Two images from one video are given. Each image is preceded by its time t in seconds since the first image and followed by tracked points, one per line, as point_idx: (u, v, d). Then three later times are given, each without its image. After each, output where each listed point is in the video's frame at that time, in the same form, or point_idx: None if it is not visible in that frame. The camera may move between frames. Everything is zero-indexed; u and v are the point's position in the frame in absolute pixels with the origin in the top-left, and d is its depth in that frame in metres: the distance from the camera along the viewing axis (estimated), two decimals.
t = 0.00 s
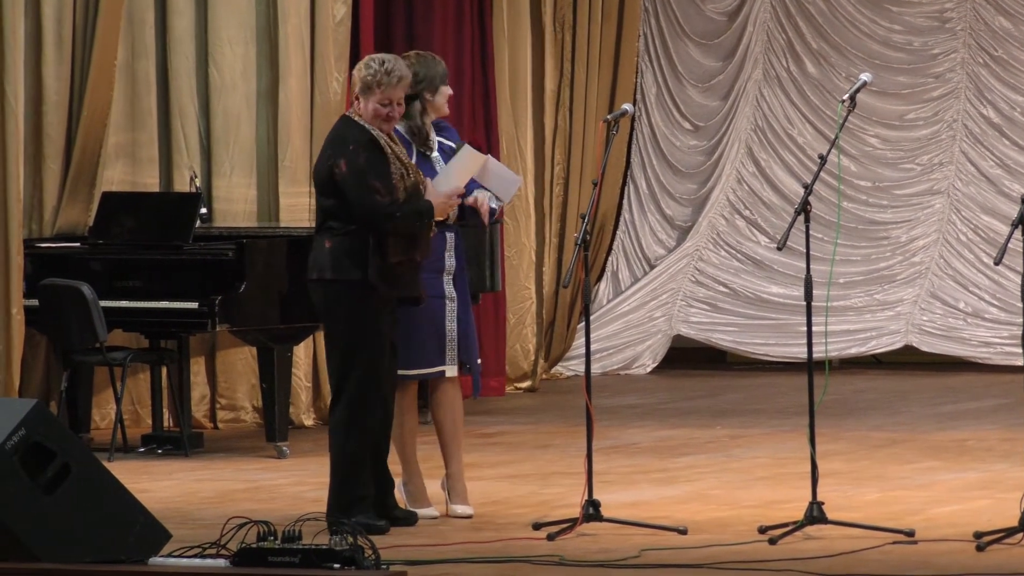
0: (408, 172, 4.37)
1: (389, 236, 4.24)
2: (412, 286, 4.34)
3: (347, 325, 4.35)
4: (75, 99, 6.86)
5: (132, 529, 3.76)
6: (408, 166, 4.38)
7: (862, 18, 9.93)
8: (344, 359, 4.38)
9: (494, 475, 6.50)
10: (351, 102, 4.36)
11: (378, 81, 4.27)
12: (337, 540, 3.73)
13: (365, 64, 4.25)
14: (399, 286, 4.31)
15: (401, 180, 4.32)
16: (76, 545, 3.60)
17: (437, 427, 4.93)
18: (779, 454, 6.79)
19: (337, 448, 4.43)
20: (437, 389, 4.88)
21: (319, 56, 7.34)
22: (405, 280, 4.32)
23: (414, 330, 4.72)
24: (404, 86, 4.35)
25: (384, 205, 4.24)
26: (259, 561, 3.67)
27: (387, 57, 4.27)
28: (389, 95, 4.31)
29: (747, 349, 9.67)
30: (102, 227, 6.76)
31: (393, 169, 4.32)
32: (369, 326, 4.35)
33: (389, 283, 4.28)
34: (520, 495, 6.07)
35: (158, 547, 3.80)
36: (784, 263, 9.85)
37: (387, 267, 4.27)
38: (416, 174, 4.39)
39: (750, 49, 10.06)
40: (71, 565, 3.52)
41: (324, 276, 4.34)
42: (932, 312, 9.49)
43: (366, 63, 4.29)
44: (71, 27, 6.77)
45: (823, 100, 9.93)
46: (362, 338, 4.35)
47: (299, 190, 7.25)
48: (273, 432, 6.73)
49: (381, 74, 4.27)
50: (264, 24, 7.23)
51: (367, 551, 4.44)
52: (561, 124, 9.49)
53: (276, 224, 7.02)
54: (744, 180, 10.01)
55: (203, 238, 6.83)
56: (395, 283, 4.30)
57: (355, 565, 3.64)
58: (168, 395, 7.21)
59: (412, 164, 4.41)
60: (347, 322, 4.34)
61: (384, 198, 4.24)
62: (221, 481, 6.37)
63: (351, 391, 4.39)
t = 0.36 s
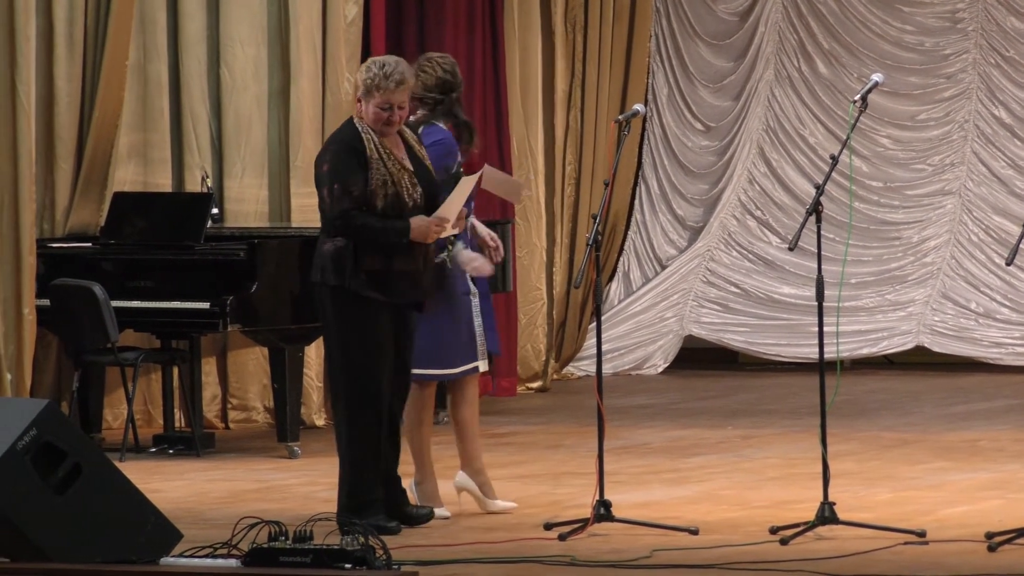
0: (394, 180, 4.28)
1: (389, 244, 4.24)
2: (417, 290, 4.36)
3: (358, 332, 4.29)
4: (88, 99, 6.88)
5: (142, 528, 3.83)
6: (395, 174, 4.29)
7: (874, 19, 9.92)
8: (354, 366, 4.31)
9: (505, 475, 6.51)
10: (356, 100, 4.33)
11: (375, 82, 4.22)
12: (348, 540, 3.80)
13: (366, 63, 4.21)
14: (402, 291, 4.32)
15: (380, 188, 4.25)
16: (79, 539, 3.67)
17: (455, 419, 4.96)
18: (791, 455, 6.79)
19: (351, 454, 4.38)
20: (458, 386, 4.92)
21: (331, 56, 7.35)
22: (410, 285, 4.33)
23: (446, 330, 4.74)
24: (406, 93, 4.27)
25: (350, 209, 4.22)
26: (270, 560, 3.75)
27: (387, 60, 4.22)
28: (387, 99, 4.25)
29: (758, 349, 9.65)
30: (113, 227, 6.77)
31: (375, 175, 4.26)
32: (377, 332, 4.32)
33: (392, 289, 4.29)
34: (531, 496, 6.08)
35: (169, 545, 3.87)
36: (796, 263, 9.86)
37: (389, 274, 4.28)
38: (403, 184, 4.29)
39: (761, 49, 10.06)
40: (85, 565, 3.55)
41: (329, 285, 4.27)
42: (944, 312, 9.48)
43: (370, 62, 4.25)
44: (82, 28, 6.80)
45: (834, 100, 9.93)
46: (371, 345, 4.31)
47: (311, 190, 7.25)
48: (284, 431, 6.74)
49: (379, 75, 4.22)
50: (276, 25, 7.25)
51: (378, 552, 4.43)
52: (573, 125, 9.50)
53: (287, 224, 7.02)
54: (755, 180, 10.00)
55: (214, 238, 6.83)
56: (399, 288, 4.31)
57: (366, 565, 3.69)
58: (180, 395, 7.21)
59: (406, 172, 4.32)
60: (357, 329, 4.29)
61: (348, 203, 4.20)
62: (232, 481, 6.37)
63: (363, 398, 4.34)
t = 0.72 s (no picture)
0: (409, 182, 4.41)
1: (404, 245, 4.39)
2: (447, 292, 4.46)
3: (382, 331, 4.48)
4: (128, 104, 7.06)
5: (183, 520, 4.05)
6: (411, 178, 4.41)
7: (893, 24, 10.12)
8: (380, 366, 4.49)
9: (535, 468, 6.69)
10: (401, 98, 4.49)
11: (409, 84, 4.37)
12: (383, 532, 3.97)
13: (406, 64, 4.37)
14: (428, 293, 4.46)
15: (393, 188, 4.41)
16: (120, 532, 3.91)
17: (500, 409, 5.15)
18: (813, 448, 6.97)
19: (379, 449, 4.55)
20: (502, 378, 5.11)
21: (364, 60, 7.49)
22: (438, 287, 4.45)
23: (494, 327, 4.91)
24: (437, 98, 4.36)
25: (360, 204, 4.43)
26: (308, 550, 3.87)
27: (424, 64, 4.35)
28: (418, 102, 4.38)
29: (782, 346, 9.85)
30: (152, 227, 6.95)
31: (391, 174, 4.42)
32: (404, 332, 4.49)
33: (416, 290, 4.44)
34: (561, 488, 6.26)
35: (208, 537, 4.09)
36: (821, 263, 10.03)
37: (409, 278, 4.44)
38: (416, 188, 4.41)
39: (784, 53, 10.20)
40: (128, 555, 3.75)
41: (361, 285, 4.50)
42: (963, 309, 9.66)
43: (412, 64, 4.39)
44: (122, 33, 6.96)
45: (856, 103, 10.12)
46: (396, 345, 4.49)
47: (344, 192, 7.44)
48: (320, 425, 6.94)
49: (414, 77, 4.36)
50: (310, 31, 7.40)
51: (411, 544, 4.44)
52: (600, 127, 9.70)
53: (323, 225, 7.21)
54: (779, 181, 10.18)
55: (252, 237, 7.02)
56: (424, 291, 4.45)
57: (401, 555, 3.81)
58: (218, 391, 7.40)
59: (425, 176, 4.43)
60: (381, 328, 4.47)
61: (358, 199, 4.41)
62: (267, 474, 6.56)
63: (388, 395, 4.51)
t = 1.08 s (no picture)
0: (453, 181, 4.65)
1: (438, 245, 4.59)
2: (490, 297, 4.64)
3: (435, 330, 4.70)
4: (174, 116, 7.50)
5: (224, 510, 4.48)
6: (457, 178, 4.64)
7: (897, 40, 10.48)
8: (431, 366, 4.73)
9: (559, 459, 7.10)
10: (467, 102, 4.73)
11: (472, 92, 4.60)
12: (412, 519, 4.43)
13: (473, 73, 4.61)
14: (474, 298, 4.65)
15: (439, 185, 4.65)
16: (162, 515, 4.37)
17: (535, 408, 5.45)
18: (820, 441, 7.39)
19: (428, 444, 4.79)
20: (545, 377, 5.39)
21: (396, 74, 8.02)
22: (481, 293, 4.63)
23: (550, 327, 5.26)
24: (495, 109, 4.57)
25: (409, 197, 4.69)
26: (343, 538, 4.34)
27: (488, 75, 4.58)
28: (478, 110, 4.61)
29: (790, 344, 10.30)
30: (196, 233, 7.35)
31: (440, 172, 4.67)
32: (453, 335, 4.70)
33: (464, 295, 4.63)
34: (583, 479, 6.67)
35: (247, 527, 4.51)
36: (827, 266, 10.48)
37: (456, 279, 4.64)
38: (459, 188, 4.63)
39: (794, 66, 10.59)
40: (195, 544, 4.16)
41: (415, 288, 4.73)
42: (961, 309, 10.11)
43: (480, 74, 4.63)
44: (166, 49, 7.38)
45: (860, 114, 10.51)
46: (446, 343, 4.70)
47: (379, 198, 7.93)
48: (353, 419, 7.34)
49: (478, 86, 4.59)
50: (347, 45, 7.88)
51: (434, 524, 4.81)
52: (620, 137, 10.16)
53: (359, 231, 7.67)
54: (788, 188, 10.58)
55: (291, 242, 7.44)
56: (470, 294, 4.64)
57: (429, 542, 4.35)
58: (258, 386, 7.83)
59: (470, 177, 4.64)
60: (433, 330, 4.70)
61: (405, 193, 4.68)
62: (306, 465, 6.96)
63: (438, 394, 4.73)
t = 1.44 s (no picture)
0: (463, 191, 4.94)
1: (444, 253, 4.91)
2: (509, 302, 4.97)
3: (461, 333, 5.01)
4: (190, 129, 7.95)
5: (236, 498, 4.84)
6: (466, 188, 4.94)
7: (872, 57, 11.00)
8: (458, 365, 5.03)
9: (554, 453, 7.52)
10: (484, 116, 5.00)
11: (484, 107, 4.89)
12: (414, 510, 4.78)
13: (486, 90, 4.89)
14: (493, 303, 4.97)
15: (450, 194, 4.96)
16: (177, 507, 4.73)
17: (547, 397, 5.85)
18: (801, 436, 7.81)
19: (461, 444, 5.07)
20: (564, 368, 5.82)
21: (399, 90, 8.61)
22: (499, 298, 4.96)
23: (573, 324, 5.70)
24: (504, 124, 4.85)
25: (423, 204, 5.02)
26: (350, 527, 4.66)
27: (500, 92, 4.84)
28: (489, 125, 4.89)
29: (772, 344, 10.68)
30: (211, 239, 7.78)
31: (451, 181, 4.97)
32: (480, 340, 5.00)
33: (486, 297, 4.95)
34: (576, 472, 7.09)
35: (258, 514, 4.88)
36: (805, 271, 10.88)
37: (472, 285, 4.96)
38: (468, 198, 4.93)
39: (775, 83, 11.17)
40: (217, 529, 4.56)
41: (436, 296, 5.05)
42: (933, 311, 10.47)
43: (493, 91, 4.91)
44: (180, 65, 7.78)
45: (839, 128, 11.02)
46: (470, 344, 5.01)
47: (382, 206, 8.48)
48: (359, 414, 7.74)
49: (489, 101, 4.87)
50: (353, 63, 8.45)
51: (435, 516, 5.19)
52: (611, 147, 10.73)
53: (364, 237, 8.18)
54: (770, 197, 11.09)
55: (299, 248, 7.89)
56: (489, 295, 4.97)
57: (430, 531, 4.68)
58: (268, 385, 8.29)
59: (479, 187, 4.93)
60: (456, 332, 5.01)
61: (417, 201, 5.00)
62: (314, 459, 7.38)
63: (469, 399, 5.03)
